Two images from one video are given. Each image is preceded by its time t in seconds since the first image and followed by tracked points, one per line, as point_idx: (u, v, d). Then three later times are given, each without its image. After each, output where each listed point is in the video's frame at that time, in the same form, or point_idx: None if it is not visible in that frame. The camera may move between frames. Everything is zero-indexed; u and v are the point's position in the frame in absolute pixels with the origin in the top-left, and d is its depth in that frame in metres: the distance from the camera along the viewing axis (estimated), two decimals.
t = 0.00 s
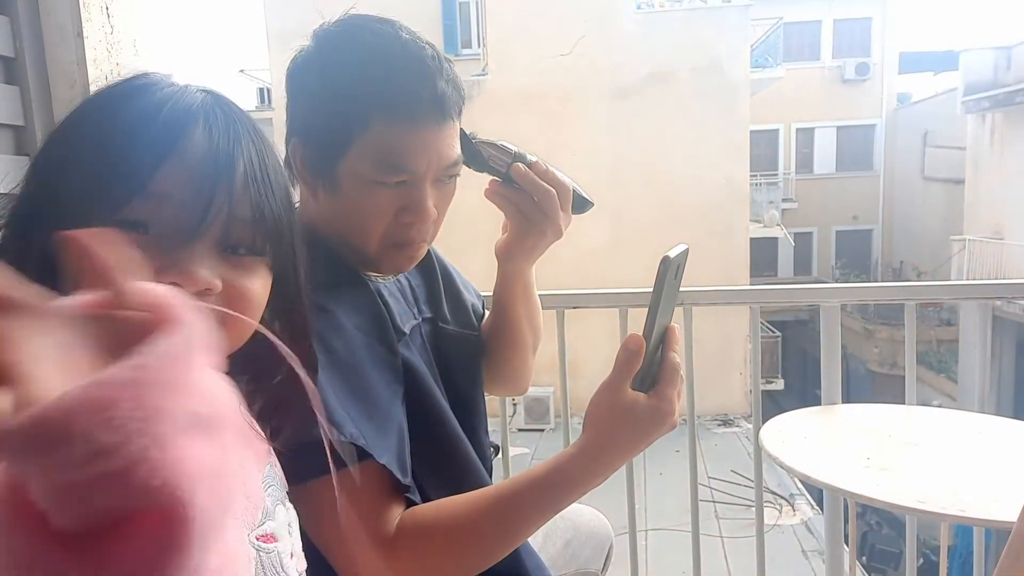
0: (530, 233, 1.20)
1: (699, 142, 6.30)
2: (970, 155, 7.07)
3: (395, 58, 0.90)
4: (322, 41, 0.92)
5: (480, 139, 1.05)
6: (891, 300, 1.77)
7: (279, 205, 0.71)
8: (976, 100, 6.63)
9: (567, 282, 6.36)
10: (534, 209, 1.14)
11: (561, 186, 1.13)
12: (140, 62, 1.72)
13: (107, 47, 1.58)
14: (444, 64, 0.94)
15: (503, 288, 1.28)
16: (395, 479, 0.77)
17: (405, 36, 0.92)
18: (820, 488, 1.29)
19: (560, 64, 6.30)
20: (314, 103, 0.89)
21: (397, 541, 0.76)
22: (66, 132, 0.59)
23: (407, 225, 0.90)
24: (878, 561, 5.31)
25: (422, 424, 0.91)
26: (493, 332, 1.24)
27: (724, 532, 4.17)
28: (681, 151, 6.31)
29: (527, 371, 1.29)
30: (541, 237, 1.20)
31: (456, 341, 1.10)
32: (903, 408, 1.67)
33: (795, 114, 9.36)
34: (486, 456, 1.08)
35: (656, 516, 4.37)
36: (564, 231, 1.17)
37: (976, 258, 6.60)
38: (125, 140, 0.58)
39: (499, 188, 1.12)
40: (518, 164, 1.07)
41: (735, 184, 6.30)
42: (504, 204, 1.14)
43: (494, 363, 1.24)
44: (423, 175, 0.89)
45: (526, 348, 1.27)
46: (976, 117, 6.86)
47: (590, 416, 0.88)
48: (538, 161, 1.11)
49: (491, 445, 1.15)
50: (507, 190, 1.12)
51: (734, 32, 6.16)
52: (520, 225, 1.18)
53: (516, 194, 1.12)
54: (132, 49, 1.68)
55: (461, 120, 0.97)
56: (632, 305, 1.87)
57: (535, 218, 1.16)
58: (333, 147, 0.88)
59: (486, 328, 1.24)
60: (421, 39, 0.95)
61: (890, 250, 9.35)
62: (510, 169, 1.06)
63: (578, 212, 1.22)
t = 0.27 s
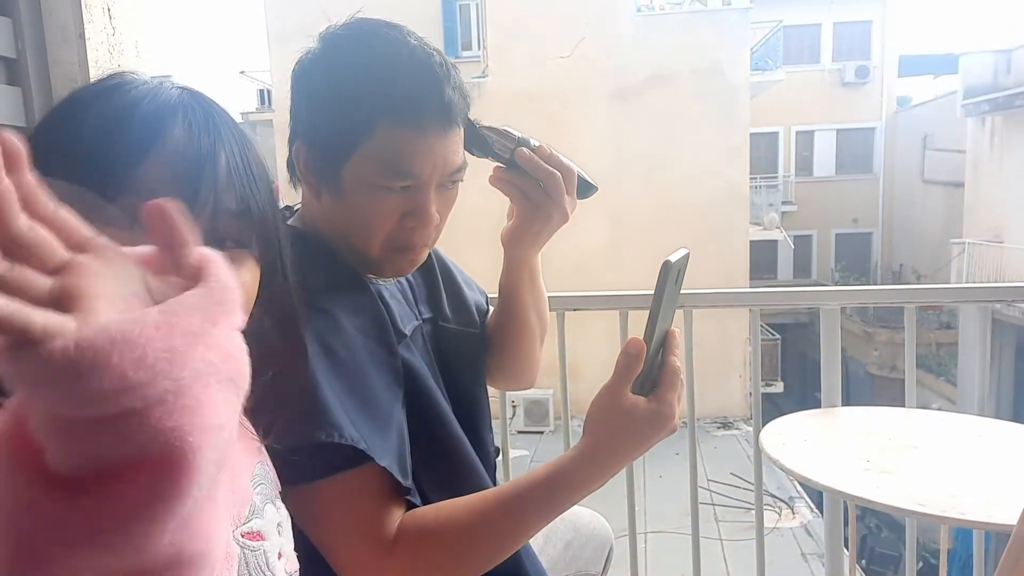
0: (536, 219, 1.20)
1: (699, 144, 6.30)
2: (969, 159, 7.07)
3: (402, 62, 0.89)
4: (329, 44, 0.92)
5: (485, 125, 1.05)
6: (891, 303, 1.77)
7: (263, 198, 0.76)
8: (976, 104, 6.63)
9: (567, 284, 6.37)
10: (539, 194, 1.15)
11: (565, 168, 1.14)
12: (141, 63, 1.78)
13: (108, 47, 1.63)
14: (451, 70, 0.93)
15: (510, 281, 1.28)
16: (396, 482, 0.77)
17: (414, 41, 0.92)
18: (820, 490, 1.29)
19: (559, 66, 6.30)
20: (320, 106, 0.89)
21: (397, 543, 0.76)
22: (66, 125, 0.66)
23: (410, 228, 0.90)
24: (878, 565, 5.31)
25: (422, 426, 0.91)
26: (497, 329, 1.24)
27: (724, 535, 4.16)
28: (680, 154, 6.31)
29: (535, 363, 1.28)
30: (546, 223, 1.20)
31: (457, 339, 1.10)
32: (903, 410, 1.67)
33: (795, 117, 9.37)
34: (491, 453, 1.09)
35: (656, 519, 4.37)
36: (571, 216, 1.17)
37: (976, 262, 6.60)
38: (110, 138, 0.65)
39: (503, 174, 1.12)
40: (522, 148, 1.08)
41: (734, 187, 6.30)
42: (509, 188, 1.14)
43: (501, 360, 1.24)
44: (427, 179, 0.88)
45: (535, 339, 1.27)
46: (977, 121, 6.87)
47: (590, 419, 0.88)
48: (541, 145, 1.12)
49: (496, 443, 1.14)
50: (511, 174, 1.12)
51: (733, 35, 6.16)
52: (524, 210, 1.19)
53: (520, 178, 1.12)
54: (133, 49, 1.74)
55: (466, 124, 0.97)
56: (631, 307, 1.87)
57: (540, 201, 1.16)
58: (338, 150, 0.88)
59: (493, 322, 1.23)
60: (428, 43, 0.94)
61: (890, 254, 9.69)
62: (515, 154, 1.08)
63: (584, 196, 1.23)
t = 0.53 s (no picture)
0: (541, 208, 1.20)
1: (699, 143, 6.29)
2: (970, 158, 7.06)
3: (416, 68, 0.88)
4: (342, 45, 0.91)
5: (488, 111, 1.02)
6: (891, 302, 1.77)
7: (246, 197, 0.73)
8: (975, 103, 6.63)
9: (567, 284, 6.37)
10: (545, 182, 1.13)
11: (571, 157, 1.12)
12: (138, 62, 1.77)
13: (108, 46, 1.62)
14: (463, 78, 0.93)
15: (516, 272, 1.28)
16: (396, 483, 0.77)
17: (428, 47, 0.92)
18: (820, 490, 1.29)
19: (559, 65, 6.30)
20: (330, 106, 0.89)
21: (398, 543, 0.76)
22: (49, 121, 0.63)
23: (414, 233, 0.90)
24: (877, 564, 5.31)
25: (425, 426, 0.91)
26: (501, 324, 1.23)
27: (724, 534, 4.16)
28: (680, 153, 6.31)
29: (542, 353, 1.29)
30: (551, 212, 1.19)
31: (458, 336, 1.10)
32: (903, 409, 1.67)
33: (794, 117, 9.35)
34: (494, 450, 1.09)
35: (656, 518, 4.36)
36: (576, 204, 1.16)
37: (976, 261, 6.59)
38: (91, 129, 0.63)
39: (508, 162, 1.09)
40: (527, 136, 1.05)
41: (735, 186, 6.29)
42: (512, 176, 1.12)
43: (504, 354, 1.24)
44: (434, 185, 0.88)
45: (540, 329, 1.28)
46: (977, 120, 6.87)
47: (592, 420, 0.88)
48: (546, 132, 1.10)
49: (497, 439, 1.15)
50: (516, 162, 1.09)
51: (733, 34, 6.15)
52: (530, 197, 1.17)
53: (525, 165, 1.10)
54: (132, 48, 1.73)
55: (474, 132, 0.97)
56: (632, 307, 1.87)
57: (545, 187, 1.14)
58: (347, 152, 0.87)
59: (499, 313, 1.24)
60: (443, 50, 0.94)
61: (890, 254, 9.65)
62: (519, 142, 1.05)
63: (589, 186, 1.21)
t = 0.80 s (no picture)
0: (548, 188, 1.21)
1: (700, 143, 6.29)
2: (970, 158, 7.05)
3: (431, 77, 0.87)
4: (355, 47, 0.89)
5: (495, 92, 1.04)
6: (892, 302, 1.76)
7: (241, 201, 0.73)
8: (976, 103, 6.62)
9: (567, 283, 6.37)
10: (553, 161, 1.16)
11: (577, 135, 1.16)
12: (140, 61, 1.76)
13: (109, 46, 1.61)
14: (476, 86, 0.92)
15: (521, 258, 1.27)
16: (398, 484, 0.77)
17: (443, 55, 0.90)
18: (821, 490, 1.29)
19: (559, 65, 6.30)
20: (340, 109, 0.87)
21: (398, 545, 0.76)
22: (50, 115, 0.61)
23: (416, 237, 0.91)
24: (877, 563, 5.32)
25: (425, 427, 0.91)
26: (506, 317, 1.23)
27: (724, 534, 4.16)
28: (681, 153, 6.30)
29: (550, 339, 1.29)
30: (559, 190, 1.21)
31: (460, 331, 1.10)
32: (903, 409, 1.67)
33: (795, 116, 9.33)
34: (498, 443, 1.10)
35: (656, 517, 4.37)
36: (584, 181, 1.19)
37: (976, 261, 6.58)
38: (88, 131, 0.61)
39: (514, 142, 1.12)
40: (533, 115, 1.08)
41: (735, 186, 6.29)
42: (520, 157, 1.15)
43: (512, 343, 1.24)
44: (441, 192, 0.89)
45: (548, 313, 1.27)
46: (977, 120, 6.87)
47: (593, 421, 0.87)
48: (553, 111, 1.13)
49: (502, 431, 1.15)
50: (522, 142, 1.12)
51: (733, 33, 6.14)
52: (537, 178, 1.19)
53: (531, 144, 1.13)
54: (133, 47, 1.72)
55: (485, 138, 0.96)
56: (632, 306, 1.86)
57: (553, 165, 1.17)
58: (356, 156, 0.86)
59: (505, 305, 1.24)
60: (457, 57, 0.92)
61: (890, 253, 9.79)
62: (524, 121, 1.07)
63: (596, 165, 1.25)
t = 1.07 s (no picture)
0: (554, 157, 1.22)
1: (701, 141, 6.28)
2: (972, 157, 7.04)
3: (443, 78, 0.87)
4: (366, 43, 0.88)
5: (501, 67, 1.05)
6: (892, 301, 1.76)
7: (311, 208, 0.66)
8: (977, 101, 6.62)
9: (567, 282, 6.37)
10: (558, 128, 1.18)
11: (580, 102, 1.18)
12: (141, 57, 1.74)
13: (109, 41, 1.59)
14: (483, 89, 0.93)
15: (530, 234, 1.27)
16: (396, 484, 0.77)
17: (455, 58, 0.90)
18: (822, 489, 1.28)
19: (560, 62, 6.30)
20: (347, 103, 0.86)
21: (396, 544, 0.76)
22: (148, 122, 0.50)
23: (418, 234, 0.92)
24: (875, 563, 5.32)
25: (422, 426, 0.91)
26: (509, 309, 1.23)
27: (724, 533, 4.16)
28: (681, 151, 6.30)
29: (561, 320, 1.28)
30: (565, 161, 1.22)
31: (460, 328, 1.10)
32: (903, 408, 1.67)
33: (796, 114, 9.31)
34: (504, 436, 1.10)
35: (656, 515, 4.37)
36: (592, 147, 1.20)
37: (977, 260, 6.57)
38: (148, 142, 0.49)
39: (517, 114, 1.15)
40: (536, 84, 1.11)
41: (736, 184, 6.29)
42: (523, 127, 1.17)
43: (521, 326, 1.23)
44: (447, 189, 0.90)
45: (560, 293, 1.27)
46: (979, 119, 6.86)
47: (592, 419, 0.87)
48: (556, 80, 1.15)
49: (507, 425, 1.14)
50: (525, 113, 1.15)
51: (735, 32, 6.13)
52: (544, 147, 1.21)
53: (534, 113, 1.16)
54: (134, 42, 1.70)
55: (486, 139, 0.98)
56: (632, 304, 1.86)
57: (559, 132, 1.18)
58: (361, 151, 0.86)
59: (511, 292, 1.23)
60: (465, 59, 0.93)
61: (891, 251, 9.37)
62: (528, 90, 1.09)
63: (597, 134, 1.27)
